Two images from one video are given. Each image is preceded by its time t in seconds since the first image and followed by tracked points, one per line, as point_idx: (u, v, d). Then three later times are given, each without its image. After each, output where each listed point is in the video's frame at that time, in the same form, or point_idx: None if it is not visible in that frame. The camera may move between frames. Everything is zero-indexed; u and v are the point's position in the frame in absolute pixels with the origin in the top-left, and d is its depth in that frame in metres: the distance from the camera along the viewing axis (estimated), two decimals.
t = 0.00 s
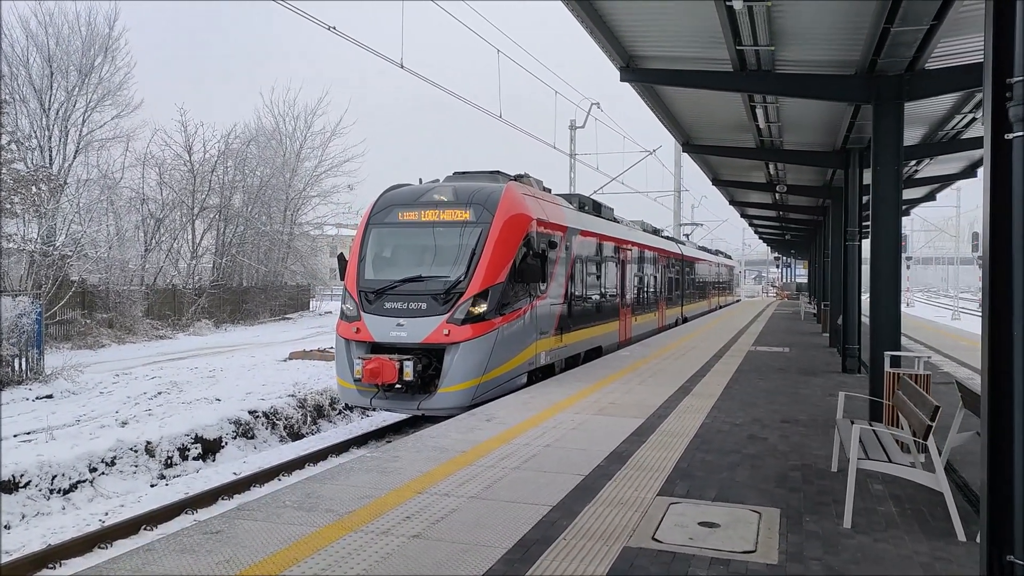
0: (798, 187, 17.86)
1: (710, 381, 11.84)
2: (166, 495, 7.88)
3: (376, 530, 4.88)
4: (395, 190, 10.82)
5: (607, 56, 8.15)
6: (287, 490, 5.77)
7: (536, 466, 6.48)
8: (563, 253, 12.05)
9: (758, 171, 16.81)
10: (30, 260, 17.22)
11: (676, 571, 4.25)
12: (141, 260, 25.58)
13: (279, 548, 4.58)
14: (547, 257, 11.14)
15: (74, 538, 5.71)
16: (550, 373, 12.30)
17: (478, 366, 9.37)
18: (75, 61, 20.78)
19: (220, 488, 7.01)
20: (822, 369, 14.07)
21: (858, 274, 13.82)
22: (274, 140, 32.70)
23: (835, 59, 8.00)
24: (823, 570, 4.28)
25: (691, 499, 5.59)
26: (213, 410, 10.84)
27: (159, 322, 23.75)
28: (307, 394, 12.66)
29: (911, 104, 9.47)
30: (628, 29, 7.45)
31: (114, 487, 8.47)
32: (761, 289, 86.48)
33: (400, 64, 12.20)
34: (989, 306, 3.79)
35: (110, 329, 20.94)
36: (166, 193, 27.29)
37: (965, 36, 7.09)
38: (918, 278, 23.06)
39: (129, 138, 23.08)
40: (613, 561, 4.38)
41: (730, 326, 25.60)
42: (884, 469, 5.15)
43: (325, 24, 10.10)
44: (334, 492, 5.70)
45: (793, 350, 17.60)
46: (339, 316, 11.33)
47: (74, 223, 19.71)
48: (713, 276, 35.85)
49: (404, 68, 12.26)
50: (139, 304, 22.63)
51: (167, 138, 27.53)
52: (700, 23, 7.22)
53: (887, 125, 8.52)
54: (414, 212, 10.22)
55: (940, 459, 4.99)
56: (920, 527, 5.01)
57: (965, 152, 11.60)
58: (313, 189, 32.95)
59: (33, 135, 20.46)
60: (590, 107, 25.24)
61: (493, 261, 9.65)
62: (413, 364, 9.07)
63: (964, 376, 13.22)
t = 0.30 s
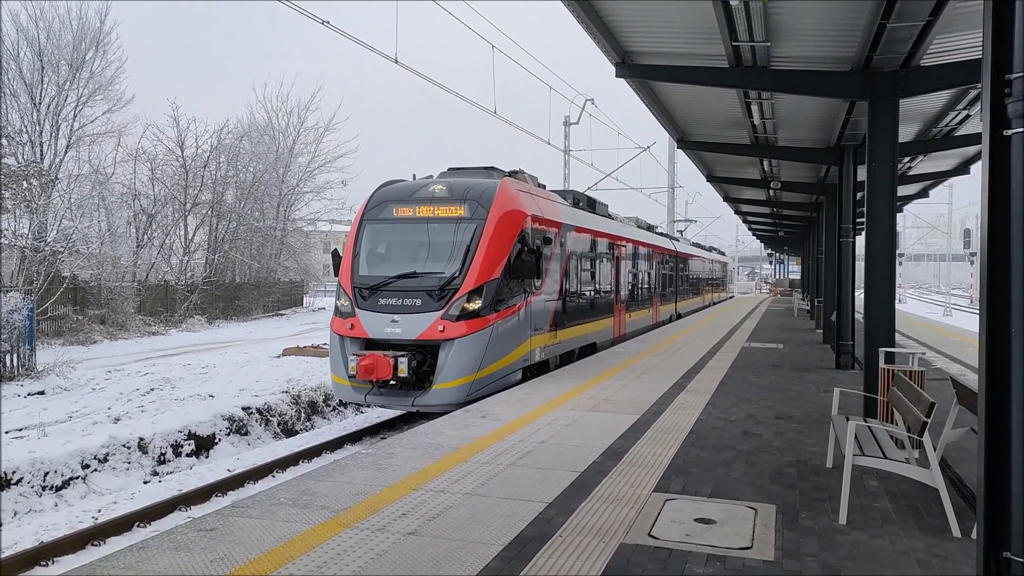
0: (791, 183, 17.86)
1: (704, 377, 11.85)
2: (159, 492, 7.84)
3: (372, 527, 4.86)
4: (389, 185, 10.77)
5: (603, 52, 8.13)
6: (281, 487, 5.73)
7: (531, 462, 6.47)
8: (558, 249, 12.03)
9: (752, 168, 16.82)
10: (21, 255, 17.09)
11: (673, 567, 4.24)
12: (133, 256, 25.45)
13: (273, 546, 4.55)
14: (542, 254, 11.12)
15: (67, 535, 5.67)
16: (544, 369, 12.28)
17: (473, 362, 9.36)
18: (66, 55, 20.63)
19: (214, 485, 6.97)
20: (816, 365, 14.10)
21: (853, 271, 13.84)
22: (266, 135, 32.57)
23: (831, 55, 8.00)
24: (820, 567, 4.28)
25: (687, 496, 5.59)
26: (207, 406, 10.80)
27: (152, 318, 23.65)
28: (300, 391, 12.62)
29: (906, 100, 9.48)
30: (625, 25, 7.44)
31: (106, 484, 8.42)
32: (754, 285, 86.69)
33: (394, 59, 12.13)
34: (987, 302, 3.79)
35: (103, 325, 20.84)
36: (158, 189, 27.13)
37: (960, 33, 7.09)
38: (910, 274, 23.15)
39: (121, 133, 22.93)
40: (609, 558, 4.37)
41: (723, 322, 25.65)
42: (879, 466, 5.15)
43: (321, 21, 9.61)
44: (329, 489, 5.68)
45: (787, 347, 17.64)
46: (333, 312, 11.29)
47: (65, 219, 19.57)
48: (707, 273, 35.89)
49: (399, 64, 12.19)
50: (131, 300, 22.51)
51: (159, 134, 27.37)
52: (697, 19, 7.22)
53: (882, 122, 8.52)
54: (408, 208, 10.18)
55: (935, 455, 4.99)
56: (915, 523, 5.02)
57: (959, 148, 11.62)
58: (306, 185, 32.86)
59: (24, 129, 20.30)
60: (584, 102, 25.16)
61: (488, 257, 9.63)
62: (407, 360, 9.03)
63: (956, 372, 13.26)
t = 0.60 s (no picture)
0: (787, 182, 17.85)
1: (700, 375, 11.84)
2: (154, 490, 7.81)
3: (368, 525, 4.84)
4: (385, 183, 10.74)
5: (600, 49, 8.10)
6: (276, 485, 5.70)
7: (528, 460, 6.45)
8: (554, 248, 12.02)
9: (748, 166, 16.82)
10: (16, 253, 17.01)
11: (670, 566, 4.22)
12: (128, 254, 25.36)
13: (269, 543, 4.53)
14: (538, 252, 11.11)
15: (62, 532, 5.64)
16: (540, 368, 12.26)
17: (468, 360, 9.34)
18: (60, 51, 20.55)
19: (210, 482, 6.95)
20: (811, 364, 14.10)
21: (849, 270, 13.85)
22: (262, 133, 32.47)
23: (828, 52, 8.00)
24: (817, 565, 4.27)
25: (683, 494, 5.58)
26: (203, 404, 10.77)
27: (147, 316, 23.58)
28: (296, 389, 12.58)
29: (903, 98, 9.48)
30: (622, 22, 7.43)
31: (102, 481, 8.38)
32: (750, 284, 86.87)
33: (389, 56, 12.08)
34: (987, 300, 3.79)
35: (98, 323, 20.79)
36: (153, 186, 27.05)
37: (958, 31, 7.09)
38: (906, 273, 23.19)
39: (116, 130, 22.83)
40: (606, 556, 4.35)
41: (719, 321, 25.64)
42: (876, 463, 5.14)
43: (318, 17, 9.53)
44: (326, 487, 5.65)
45: (782, 345, 17.64)
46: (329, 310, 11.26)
47: (60, 216, 19.50)
48: (703, 272, 35.90)
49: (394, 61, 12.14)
50: (126, 298, 22.44)
51: (154, 131, 27.29)
52: (695, 17, 7.21)
53: (879, 121, 8.52)
54: (404, 206, 10.15)
55: (932, 454, 4.98)
56: (911, 521, 5.02)
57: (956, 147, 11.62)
58: (301, 182, 32.79)
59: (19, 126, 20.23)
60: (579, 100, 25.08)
61: (484, 255, 9.60)
62: (403, 359, 9.01)
63: (952, 371, 13.28)
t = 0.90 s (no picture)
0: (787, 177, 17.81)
1: (699, 371, 11.83)
2: (153, 485, 7.81)
3: (365, 520, 4.84)
4: (383, 179, 10.72)
5: (599, 43, 8.08)
6: (274, 480, 5.70)
7: (526, 456, 6.45)
8: (553, 244, 12.01)
9: (747, 161, 16.78)
10: (15, 248, 17.00)
11: (667, 561, 4.22)
12: (127, 249, 25.34)
13: (267, 538, 4.54)
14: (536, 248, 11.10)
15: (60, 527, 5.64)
16: (538, 364, 12.27)
17: (467, 355, 9.34)
18: (60, 46, 20.47)
19: (209, 477, 6.96)
20: (810, 359, 14.10)
21: (847, 265, 13.85)
22: (261, 128, 32.38)
23: (827, 47, 7.98)
24: (814, 560, 4.27)
25: (681, 489, 5.58)
26: (202, 399, 10.77)
27: (146, 311, 23.57)
28: (295, 384, 12.59)
29: (902, 93, 9.45)
30: (620, 17, 7.41)
31: (101, 477, 8.39)
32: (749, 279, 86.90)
33: (388, 51, 12.04)
34: (984, 297, 3.79)
35: (98, 318, 20.80)
36: (152, 181, 27.01)
37: (957, 26, 7.07)
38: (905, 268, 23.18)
39: (115, 125, 22.76)
40: (604, 550, 4.36)
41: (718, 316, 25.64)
42: (873, 459, 5.15)
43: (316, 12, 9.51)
44: (323, 482, 5.65)
45: (781, 341, 17.64)
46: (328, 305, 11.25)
47: (59, 211, 19.46)
48: (703, 267, 35.89)
49: (393, 56, 12.10)
50: (125, 293, 22.43)
51: (153, 126, 27.24)
52: (694, 11, 7.18)
53: (878, 116, 8.49)
54: (402, 201, 10.14)
55: (930, 449, 4.98)
56: (908, 516, 5.03)
57: (955, 142, 11.60)
58: (301, 177, 32.75)
59: (18, 121, 20.17)
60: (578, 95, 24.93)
61: (482, 250, 9.59)
62: (401, 354, 9.01)
63: (951, 366, 13.28)
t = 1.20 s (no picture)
0: (787, 174, 17.77)
1: (698, 368, 11.83)
2: (153, 482, 7.83)
3: (361, 516, 4.86)
4: (382, 176, 10.73)
5: (597, 40, 8.10)
6: (271, 477, 5.72)
7: (523, 452, 6.47)
8: (552, 241, 12.02)
9: (747, 159, 16.77)
10: (17, 246, 17.03)
11: (660, 557, 4.24)
12: (129, 247, 25.41)
13: (262, 534, 4.56)
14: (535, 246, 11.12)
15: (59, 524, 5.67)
16: (537, 361, 12.27)
17: (465, 353, 9.35)
18: (61, 45, 20.52)
19: (208, 474, 6.98)
20: (810, 356, 14.10)
21: (846, 262, 13.84)
22: (262, 126, 32.34)
23: (825, 45, 7.99)
24: (808, 555, 4.28)
25: (677, 485, 5.60)
26: (202, 397, 10.79)
27: (147, 309, 23.61)
28: (295, 382, 12.61)
29: (900, 90, 9.45)
30: (618, 14, 7.41)
31: (100, 474, 8.41)
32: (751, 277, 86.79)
33: (388, 49, 12.03)
34: (976, 293, 3.80)
35: (100, 316, 20.88)
36: (154, 180, 27.03)
37: (955, 23, 7.08)
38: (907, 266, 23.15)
39: (116, 124, 22.77)
40: (598, 547, 4.37)
41: (720, 314, 25.62)
42: (868, 455, 5.15)
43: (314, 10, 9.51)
44: (320, 479, 5.67)
45: (782, 338, 17.64)
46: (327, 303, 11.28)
47: (61, 210, 19.47)
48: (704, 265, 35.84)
49: (392, 53, 12.09)
50: (126, 291, 22.46)
51: (154, 125, 27.27)
52: (692, 8, 7.19)
53: (876, 114, 8.48)
54: (401, 198, 10.15)
55: (924, 445, 4.99)
56: (903, 512, 5.03)
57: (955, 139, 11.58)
58: (302, 175, 32.74)
59: (20, 120, 20.20)
60: (579, 93, 24.83)
61: (480, 248, 9.60)
62: (399, 352, 9.02)
63: (951, 363, 13.27)
